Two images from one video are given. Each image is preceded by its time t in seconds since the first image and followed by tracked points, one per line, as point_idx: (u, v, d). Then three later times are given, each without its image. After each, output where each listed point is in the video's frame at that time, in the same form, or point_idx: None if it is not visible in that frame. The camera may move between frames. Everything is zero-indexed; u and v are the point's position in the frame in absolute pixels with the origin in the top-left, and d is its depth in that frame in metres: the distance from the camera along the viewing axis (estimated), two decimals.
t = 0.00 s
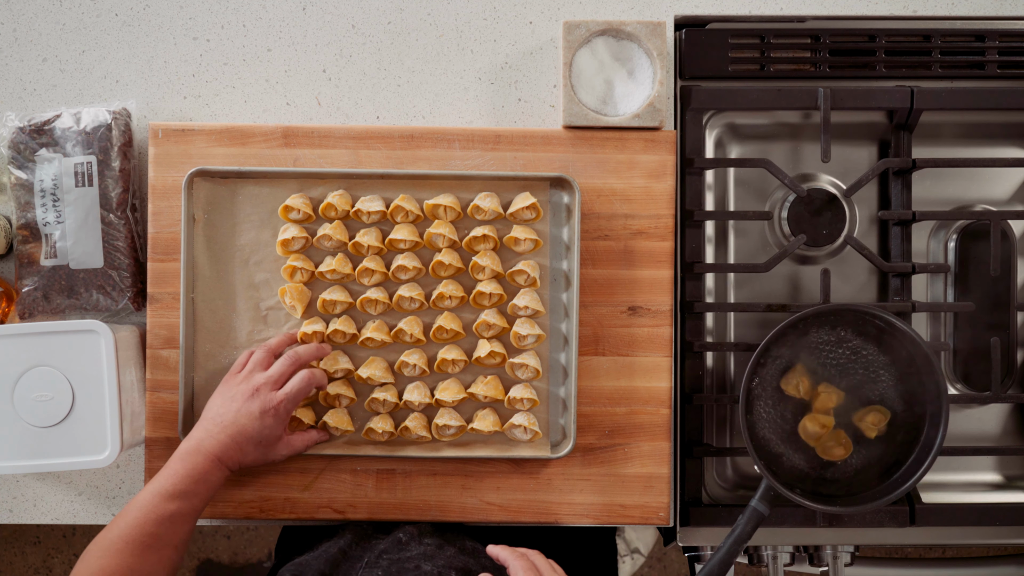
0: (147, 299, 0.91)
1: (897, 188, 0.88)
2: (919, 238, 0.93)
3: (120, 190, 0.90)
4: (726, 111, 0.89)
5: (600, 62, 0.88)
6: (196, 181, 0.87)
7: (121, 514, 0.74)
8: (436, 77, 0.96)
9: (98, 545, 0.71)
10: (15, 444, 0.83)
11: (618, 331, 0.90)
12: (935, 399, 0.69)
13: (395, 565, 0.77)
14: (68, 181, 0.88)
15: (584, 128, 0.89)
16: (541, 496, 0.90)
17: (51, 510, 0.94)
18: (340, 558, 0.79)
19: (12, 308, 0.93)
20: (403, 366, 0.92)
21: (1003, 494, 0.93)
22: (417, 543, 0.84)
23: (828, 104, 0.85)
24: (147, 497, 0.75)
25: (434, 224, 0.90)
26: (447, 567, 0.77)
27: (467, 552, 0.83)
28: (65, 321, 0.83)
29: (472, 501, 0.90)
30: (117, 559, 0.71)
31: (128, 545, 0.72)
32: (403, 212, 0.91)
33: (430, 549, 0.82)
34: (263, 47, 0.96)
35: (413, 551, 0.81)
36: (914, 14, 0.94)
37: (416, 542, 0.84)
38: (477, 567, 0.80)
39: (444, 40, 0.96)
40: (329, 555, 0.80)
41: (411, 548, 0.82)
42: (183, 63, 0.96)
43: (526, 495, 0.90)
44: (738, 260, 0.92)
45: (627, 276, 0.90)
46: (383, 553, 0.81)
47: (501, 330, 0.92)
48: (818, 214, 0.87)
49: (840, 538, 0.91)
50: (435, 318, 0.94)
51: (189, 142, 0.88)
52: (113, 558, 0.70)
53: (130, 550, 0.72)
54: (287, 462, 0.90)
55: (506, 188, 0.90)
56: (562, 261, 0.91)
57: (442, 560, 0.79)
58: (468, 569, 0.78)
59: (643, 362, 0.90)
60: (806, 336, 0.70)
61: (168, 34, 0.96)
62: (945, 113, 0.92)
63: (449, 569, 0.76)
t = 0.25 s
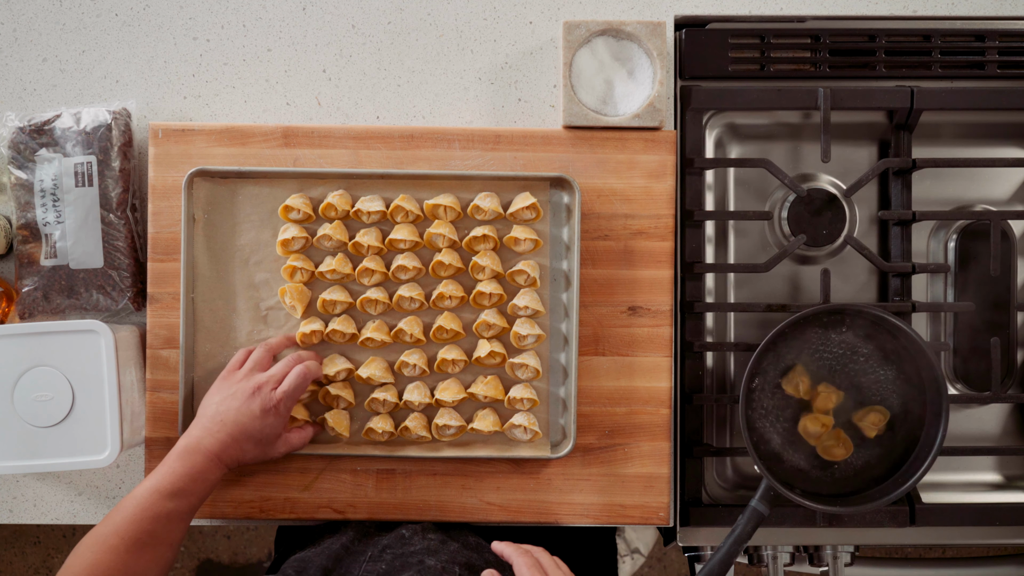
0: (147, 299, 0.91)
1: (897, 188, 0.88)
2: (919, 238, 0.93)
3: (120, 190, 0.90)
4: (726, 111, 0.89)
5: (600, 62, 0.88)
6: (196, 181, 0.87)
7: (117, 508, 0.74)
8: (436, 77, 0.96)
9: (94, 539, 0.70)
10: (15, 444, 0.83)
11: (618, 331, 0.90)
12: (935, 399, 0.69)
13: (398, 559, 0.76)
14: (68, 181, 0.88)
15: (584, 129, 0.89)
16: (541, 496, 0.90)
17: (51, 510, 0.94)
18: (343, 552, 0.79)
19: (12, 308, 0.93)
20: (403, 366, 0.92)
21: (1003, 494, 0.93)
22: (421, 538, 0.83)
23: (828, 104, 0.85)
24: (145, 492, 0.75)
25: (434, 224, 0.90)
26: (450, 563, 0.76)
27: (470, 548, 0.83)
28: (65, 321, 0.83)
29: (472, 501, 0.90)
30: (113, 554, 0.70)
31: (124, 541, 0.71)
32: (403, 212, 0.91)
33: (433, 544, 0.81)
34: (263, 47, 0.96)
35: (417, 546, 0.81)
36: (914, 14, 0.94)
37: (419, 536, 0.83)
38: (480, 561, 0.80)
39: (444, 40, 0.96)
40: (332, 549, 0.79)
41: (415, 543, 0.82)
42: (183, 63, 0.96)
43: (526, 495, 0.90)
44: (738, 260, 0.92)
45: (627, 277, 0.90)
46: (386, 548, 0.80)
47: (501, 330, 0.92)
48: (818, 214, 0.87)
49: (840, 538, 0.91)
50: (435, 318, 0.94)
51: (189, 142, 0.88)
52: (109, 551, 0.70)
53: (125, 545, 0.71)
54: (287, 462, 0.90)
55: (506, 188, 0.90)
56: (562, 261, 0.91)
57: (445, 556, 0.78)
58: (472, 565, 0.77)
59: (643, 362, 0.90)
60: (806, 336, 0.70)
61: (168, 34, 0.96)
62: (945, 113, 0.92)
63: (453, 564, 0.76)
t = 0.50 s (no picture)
0: (147, 299, 0.91)
1: (897, 188, 0.88)
2: (919, 238, 0.92)
3: (120, 190, 0.90)
4: (726, 111, 0.89)
5: (600, 62, 0.88)
6: (196, 181, 0.87)
7: (97, 534, 0.69)
8: (437, 77, 0.96)
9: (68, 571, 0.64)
10: (15, 445, 0.83)
11: (619, 331, 0.90)
12: (935, 399, 0.69)
13: (401, 556, 0.76)
14: (68, 181, 0.88)
15: (584, 128, 0.89)
16: (541, 496, 0.90)
17: (51, 510, 0.94)
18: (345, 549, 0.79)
19: (11, 308, 0.93)
20: (403, 366, 0.92)
21: (1003, 494, 0.93)
22: (424, 535, 0.83)
23: (828, 104, 0.85)
24: (125, 517, 0.70)
25: (434, 224, 0.90)
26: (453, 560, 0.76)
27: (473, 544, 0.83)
28: (65, 321, 0.83)
29: (472, 501, 0.90)
30: None
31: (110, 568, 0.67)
32: (403, 212, 0.91)
33: (435, 541, 0.81)
34: (263, 47, 0.96)
35: (420, 543, 0.80)
36: (914, 14, 0.94)
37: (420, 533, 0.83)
38: (483, 559, 0.80)
39: (444, 40, 0.96)
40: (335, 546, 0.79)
41: (417, 540, 0.81)
42: (183, 63, 0.96)
43: (526, 495, 0.90)
44: (738, 260, 0.92)
45: (627, 276, 0.90)
46: (389, 544, 0.80)
47: (501, 330, 0.92)
48: (818, 214, 0.87)
49: (841, 538, 0.91)
50: (435, 318, 0.94)
51: (190, 142, 0.88)
52: None
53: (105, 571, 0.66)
54: (287, 463, 0.90)
55: (506, 188, 0.90)
56: (562, 261, 0.91)
57: (448, 553, 0.78)
58: (474, 562, 0.77)
59: (643, 362, 0.90)
60: (806, 336, 0.70)
61: (168, 34, 0.96)
62: (945, 113, 0.92)
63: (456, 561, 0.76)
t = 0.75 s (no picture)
0: (147, 299, 0.91)
1: (897, 188, 0.88)
2: (919, 238, 0.92)
3: (120, 190, 0.90)
4: (726, 111, 0.89)
5: (600, 62, 0.88)
6: (196, 181, 0.87)
7: (114, 532, 0.68)
8: (436, 77, 0.96)
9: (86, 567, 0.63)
10: (15, 445, 0.83)
11: (618, 331, 0.90)
12: (934, 399, 0.69)
13: (400, 559, 0.76)
14: (68, 181, 0.88)
15: (584, 129, 0.89)
16: (541, 496, 0.90)
17: (51, 510, 0.94)
18: (344, 554, 0.79)
19: (12, 308, 0.93)
20: (403, 366, 0.92)
21: (1003, 494, 0.93)
22: (423, 538, 0.82)
23: (828, 104, 0.85)
24: (145, 516, 0.69)
25: (434, 224, 0.90)
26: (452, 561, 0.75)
27: (472, 544, 0.82)
28: (65, 322, 0.83)
29: (472, 501, 0.90)
30: None
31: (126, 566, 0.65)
32: (403, 212, 0.91)
33: (434, 543, 0.81)
34: (263, 47, 0.96)
35: (418, 546, 0.80)
36: (914, 14, 0.94)
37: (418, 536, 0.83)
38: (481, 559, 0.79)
39: (444, 40, 0.96)
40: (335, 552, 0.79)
41: (416, 543, 0.81)
42: (183, 63, 0.96)
43: (526, 495, 0.90)
44: (738, 260, 0.92)
45: (627, 276, 0.90)
46: (388, 548, 0.80)
47: (501, 331, 0.92)
48: (818, 214, 0.87)
49: (840, 538, 0.91)
50: (435, 318, 0.94)
51: (190, 142, 0.88)
52: None
53: (123, 570, 0.65)
54: (287, 462, 0.90)
55: (506, 188, 0.90)
56: (562, 261, 0.91)
57: (447, 554, 0.77)
58: (473, 563, 0.76)
59: (643, 362, 0.90)
60: (806, 336, 0.70)
61: (168, 34, 0.96)
62: (945, 113, 0.92)
63: (454, 563, 0.75)
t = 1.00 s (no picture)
0: (147, 299, 0.91)
1: (897, 188, 0.88)
2: (919, 238, 0.93)
3: (120, 190, 0.90)
4: (726, 111, 0.89)
5: (600, 62, 0.88)
6: (196, 181, 0.87)
7: (126, 529, 0.68)
8: (437, 77, 0.96)
9: (105, 562, 0.64)
10: (15, 445, 0.83)
11: (618, 331, 0.90)
12: (934, 399, 0.69)
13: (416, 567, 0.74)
14: (68, 181, 0.88)
15: (584, 128, 0.89)
16: (541, 496, 0.90)
17: (51, 510, 0.94)
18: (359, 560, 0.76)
19: (12, 308, 0.93)
20: (403, 366, 0.92)
21: (1003, 494, 0.93)
22: (436, 545, 0.81)
23: (828, 104, 0.85)
24: (155, 510, 0.70)
25: (434, 224, 0.90)
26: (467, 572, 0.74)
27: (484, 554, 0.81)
28: (65, 321, 0.83)
29: (472, 501, 0.90)
30: None
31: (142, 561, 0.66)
32: (403, 212, 0.91)
33: (448, 551, 0.79)
34: (263, 47, 0.96)
35: (432, 554, 0.79)
36: (914, 14, 0.94)
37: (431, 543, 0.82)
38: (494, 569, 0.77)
39: (444, 40, 0.96)
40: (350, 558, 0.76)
41: (429, 551, 0.80)
42: (183, 63, 0.96)
43: (526, 495, 0.90)
44: (738, 260, 0.92)
45: (627, 276, 0.90)
46: (402, 554, 0.78)
47: (501, 330, 0.92)
48: (818, 214, 0.87)
49: (840, 538, 0.91)
50: (435, 318, 0.94)
51: (190, 142, 0.88)
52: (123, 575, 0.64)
53: (140, 565, 0.66)
54: (287, 462, 0.89)
55: (506, 187, 0.90)
56: (562, 261, 0.91)
57: (460, 564, 0.76)
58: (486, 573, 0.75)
59: (643, 362, 0.90)
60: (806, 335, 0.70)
61: (168, 34, 0.96)
62: (945, 113, 0.92)
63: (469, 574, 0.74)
